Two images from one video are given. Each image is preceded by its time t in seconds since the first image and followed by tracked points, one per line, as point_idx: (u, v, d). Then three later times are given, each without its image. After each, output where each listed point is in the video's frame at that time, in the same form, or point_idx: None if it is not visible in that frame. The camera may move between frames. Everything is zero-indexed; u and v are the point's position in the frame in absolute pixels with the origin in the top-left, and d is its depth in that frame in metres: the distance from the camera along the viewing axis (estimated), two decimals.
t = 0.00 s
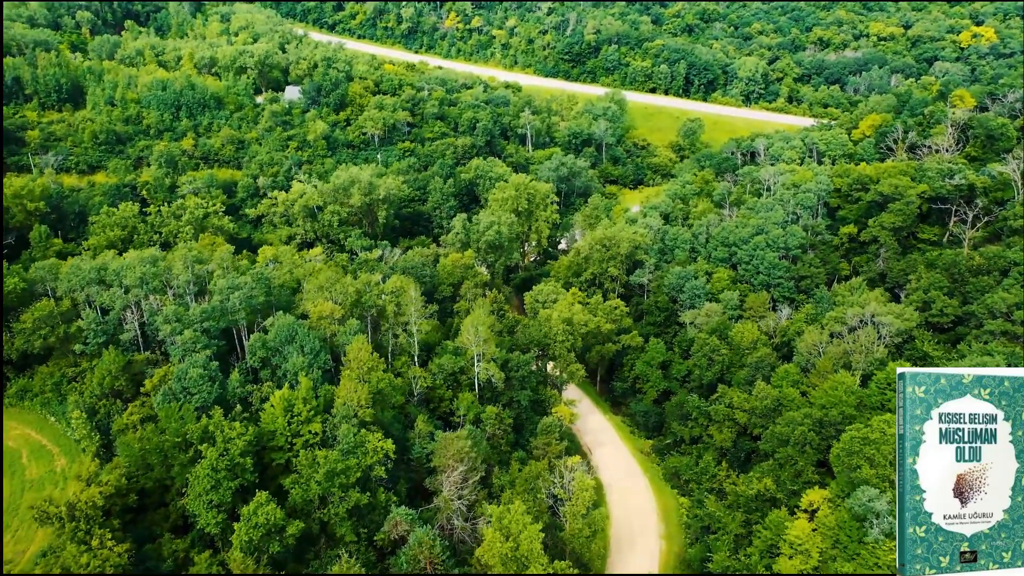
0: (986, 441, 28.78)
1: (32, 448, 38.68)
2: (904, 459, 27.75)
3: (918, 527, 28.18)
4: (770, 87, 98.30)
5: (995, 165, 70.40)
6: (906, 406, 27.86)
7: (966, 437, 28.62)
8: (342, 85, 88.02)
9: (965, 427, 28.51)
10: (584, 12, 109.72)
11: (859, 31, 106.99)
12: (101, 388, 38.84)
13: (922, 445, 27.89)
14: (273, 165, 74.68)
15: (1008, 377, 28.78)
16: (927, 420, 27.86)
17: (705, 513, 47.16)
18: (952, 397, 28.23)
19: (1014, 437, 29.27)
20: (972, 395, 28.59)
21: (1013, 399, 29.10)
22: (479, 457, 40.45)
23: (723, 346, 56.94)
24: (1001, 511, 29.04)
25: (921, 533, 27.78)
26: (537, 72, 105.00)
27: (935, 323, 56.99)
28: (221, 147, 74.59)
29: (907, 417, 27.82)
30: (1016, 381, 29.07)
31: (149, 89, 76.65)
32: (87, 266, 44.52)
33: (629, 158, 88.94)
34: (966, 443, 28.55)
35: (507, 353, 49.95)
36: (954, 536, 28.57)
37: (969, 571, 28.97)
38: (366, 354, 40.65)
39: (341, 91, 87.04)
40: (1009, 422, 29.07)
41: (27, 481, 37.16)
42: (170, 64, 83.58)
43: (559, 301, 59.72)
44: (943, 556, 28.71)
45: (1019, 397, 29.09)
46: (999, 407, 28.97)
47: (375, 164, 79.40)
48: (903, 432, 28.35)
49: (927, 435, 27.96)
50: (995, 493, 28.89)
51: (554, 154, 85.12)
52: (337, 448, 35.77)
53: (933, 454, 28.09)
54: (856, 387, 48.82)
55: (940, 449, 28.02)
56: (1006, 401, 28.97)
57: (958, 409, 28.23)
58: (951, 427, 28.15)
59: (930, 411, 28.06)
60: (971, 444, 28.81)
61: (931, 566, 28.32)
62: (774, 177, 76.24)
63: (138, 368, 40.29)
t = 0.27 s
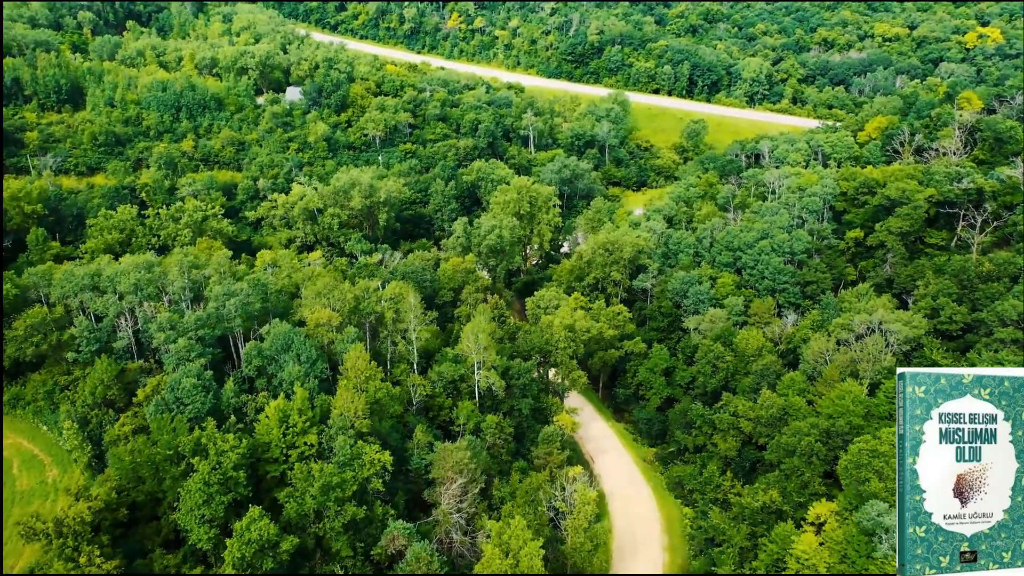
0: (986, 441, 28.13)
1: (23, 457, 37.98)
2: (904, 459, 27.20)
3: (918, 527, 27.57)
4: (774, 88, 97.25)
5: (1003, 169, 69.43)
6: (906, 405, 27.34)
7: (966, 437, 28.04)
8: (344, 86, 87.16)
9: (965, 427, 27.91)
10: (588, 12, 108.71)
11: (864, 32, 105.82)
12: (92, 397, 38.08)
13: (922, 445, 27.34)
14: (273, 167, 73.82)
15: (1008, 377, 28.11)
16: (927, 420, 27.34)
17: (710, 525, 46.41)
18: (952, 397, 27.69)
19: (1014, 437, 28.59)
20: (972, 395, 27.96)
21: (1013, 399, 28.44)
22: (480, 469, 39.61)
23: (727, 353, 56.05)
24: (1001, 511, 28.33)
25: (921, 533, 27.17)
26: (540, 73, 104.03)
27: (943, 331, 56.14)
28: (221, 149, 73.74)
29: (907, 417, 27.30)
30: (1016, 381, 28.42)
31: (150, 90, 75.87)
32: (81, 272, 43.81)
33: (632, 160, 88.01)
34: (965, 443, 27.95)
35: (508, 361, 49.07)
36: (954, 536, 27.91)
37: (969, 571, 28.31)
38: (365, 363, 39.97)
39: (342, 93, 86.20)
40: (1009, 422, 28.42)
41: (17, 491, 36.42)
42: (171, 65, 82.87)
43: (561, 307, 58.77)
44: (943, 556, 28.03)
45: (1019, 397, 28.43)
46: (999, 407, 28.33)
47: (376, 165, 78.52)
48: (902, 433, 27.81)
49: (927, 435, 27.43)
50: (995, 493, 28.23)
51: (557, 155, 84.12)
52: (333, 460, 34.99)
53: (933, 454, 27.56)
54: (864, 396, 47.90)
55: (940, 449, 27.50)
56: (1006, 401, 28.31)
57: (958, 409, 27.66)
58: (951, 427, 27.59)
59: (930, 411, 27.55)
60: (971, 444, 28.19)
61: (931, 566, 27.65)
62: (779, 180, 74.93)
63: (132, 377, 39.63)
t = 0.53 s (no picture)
0: (986, 441, 29.64)
1: (12, 465, 37.37)
2: (905, 459, 28.70)
3: (919, 527, 29.03)
4: (778, 89, 96.25)
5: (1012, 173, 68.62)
6: (907, 406, 28.80)
7: (965, 437, 29.60)
8: (345, 87, 86.36)
9: (965, 427, 29.45)
10: (591, 13, 107.79)
11: (869, 33, 104.69)
12: (83, 407, 37.40)
13: (922, 444, 28.81)
14: (274, 169, 73.03)
15: (1008, 378, 29.57)
16: (927, 420, 28.81)
17: (715, 538, 45.43)
18: (952, 397, 29.23)
19: (1014, 437, 30.12)
20: (971, 396, 29.55)
21: (1012, 399, 29.97)
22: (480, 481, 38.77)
23: (732, 360, 55.15)
24: (1001, 511, 29.84)
25: (920, 532, 28.71)
26: (542, 74, 103.12)
27: (953, 338, 55.33)
28: (221, 150, 72.95)
29: (907, 417, 28.75)
30: (1016, 382, 29.87)
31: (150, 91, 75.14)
32: (75, 278, 43.05)
33: (635, 161, 87.08)
34: (965, 444, 29.52)
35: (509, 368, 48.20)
36: (954, 536, 29.39)
37: (969, 571, 29.84)
38: (363, 372, 39.21)
39: (343, 94, 85.40)
40: (1008, 422, 29.93)
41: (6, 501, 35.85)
42: (172, 66, 82.23)
43: (563, 313, 57.87)
44: (944, 556, 29.48)
45: (1017, 398, 29.96)
46: (998, 407, 29.86)
47: (376, 168, 77.73)
48: (903, 433, 29.27)
49: (927, 435, 28.88)
50: (995, 493, 29.70)
51: (560, 157, 83.15)
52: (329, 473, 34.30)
53: (933, 454, 29.04)
54: (873, 406, 46.83)
55: (940, 448, 29.00)
56: (1005, 402, 29.83)
57: (957, 409, 29.17)
58: (950, 427, 29.08)
59: (930, 411, 29.04)
60: (971, 445, 29.77)
61: (931, 566, 29.16)
62: (784, 183, 73.69)
63: (125, 387, 38.96)
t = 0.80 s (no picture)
0: (986, 441, 28.27)
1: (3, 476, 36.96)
2: (904, 460, 27.33)
3: (918, 527, 27.72)
4: (782, 90, 95.28)
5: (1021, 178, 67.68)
6: (906, 405, 27.40)
7: (965, 436, 28.19)
8: (346, 88, 85.61)
9: (965, 427, 28.05)
10: (594, 13, 106.82)
11: (874, 33, 103.64)
12: (74, 417, 36.69)
13: (922, 445, 27.47)
14: (274, 170, 72.26)
15: (1008, 377, 28.21)
16: (927, 420, 27.43)
17: (719, 550, 44.64)
18: (952, 397, 27.79)
19: (1014, 437, 28.75)
20: (971, 396, 28.12)
21: (1013, 398, 28.58)
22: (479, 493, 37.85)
23: (737, 367, 54.21)
24: (1001, 511, 28.47)
25: (921, 533, 27.38)
26: (546, 74, 102.26)
27: (962, 346, 54.60)
28: (222, 152, 72.23)
29: (907, 416, 27.38)
30: (1017, 380, 28.53)
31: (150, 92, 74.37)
32: (68, 285, 42.29)
33: (639, 163, 86.06)
34: (965, 443, 28.12)
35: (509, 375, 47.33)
36: (954, 536, 28.06)
37: (969, 571, 28.49)
38: (360, 382, 38.36)
39: (345, 95, 84.64)
40: (1009, 422, 28.54)
41: None
42: (173, 67, 81.57)
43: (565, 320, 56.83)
44: (943, 556, 28.17)
45: (1019, 397, 28.57)
46: (999, 407, 28.46)
47: (377, 170, 77.00)
48: (903, 433, 27.90)
49: (927, 435, 27.56)
50: (995, 493, 28.35)
51: (563, 159, 82.22)
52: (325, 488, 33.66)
53: (933, 454, 27.69)
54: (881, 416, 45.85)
55: (940, 448, 27.64)
56: (1006, 401, 28.45)
57: (958, 409, 27.77)
58: (951, 427, 27.72)
59: (930, 411, 27.65)
60: (971, 444, 28.36)
61: (931, 566, 27.83)
62: (789, 186, 72.79)
63: (119, 396, 38.27)
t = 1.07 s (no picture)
0: (986, 441, 27.84)
1: None
2: (904, 460, 26.90)
3: (918, 527, 27.26)
4: (787, 91, 94.43)
5: None
6: (906, 405, 26.98)
7: (965, 437, 27.81)
8: (348, 89, 84.79)
9: (965, 427, 27.66)
10: (598, 13, 105.72)
11: (879, 34, 102.56)
12: (65, 428, 36.17)
13: (922, 445, 27.04)
14: (274, 172, 71.47)
15: (1009, 377, 27.77)
16: (927, 420, 27.02)
17: (724, 564, 43.85)
18: (952, 396, 27.38)
19: (1014, 437, 28.34)
20: (972, 396, 27.73)
21: (1013, 399, 28.18)
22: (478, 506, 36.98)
23: (741, 374, 53.28)
24: (1001, 511, 28.03)
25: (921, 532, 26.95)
26: (549, 75, 101.35)
27: (970, 354, 53.88)
28: (222, 154, 71.46)
29: (907, 416, 26.95)
30: (1017, 380, 28.10)
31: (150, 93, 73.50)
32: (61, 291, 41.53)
33: (642, 165, 85.14)
34: (965, 443, 27.71)
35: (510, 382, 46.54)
36: (954, 535, 27.60)
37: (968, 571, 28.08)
38: (357, 392, 37.51)
39: (346, 96, 83.84)
40: (1009, 422, 28.13)
41: None
42: (173, 68, 80.77)
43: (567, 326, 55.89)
44: (943, 556, 27.70)
45: (1019, 397, 28.17)
46: (999, 407, 28.04)
47: (378, 172, 76.26)
48: (902, 433, 27.48)
49: (927, 435, 27.16)
50: (995, 493, 27.93)
51: (566, 160, 81.27)
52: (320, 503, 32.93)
53: (933, 453, 27.27)
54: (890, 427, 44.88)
55: (940, 449, 27.22)
56: (1006, 401, 28.05)
57: (958, 409, 27.36)
58: (951, 426, 27.29)
59: (930, 410, 27.25)
60: (971, 444, 27.94)
61: (931, 566, 27.42)
62: (795, 189, 71.82)
63: (112, 406, 37.58)
